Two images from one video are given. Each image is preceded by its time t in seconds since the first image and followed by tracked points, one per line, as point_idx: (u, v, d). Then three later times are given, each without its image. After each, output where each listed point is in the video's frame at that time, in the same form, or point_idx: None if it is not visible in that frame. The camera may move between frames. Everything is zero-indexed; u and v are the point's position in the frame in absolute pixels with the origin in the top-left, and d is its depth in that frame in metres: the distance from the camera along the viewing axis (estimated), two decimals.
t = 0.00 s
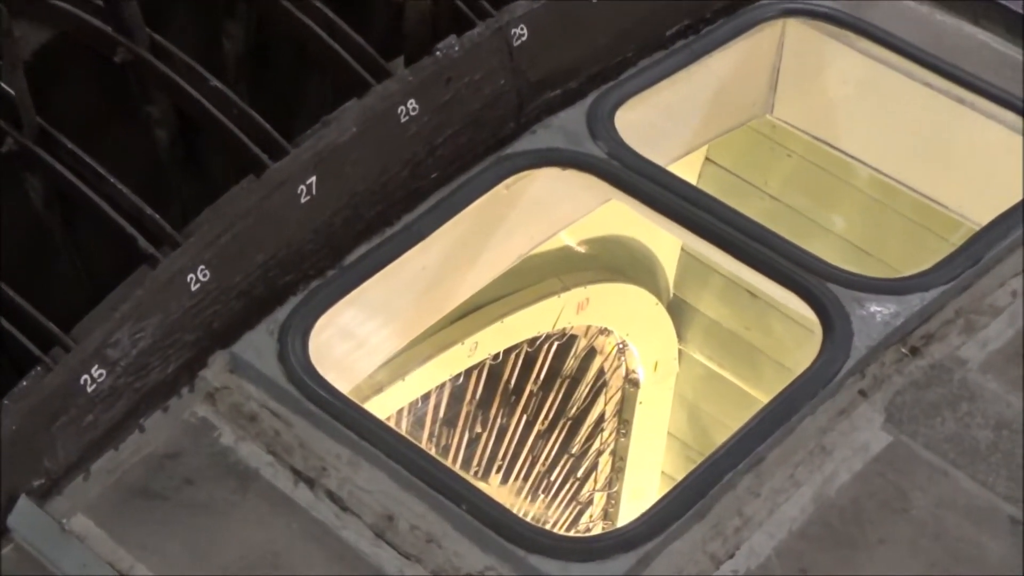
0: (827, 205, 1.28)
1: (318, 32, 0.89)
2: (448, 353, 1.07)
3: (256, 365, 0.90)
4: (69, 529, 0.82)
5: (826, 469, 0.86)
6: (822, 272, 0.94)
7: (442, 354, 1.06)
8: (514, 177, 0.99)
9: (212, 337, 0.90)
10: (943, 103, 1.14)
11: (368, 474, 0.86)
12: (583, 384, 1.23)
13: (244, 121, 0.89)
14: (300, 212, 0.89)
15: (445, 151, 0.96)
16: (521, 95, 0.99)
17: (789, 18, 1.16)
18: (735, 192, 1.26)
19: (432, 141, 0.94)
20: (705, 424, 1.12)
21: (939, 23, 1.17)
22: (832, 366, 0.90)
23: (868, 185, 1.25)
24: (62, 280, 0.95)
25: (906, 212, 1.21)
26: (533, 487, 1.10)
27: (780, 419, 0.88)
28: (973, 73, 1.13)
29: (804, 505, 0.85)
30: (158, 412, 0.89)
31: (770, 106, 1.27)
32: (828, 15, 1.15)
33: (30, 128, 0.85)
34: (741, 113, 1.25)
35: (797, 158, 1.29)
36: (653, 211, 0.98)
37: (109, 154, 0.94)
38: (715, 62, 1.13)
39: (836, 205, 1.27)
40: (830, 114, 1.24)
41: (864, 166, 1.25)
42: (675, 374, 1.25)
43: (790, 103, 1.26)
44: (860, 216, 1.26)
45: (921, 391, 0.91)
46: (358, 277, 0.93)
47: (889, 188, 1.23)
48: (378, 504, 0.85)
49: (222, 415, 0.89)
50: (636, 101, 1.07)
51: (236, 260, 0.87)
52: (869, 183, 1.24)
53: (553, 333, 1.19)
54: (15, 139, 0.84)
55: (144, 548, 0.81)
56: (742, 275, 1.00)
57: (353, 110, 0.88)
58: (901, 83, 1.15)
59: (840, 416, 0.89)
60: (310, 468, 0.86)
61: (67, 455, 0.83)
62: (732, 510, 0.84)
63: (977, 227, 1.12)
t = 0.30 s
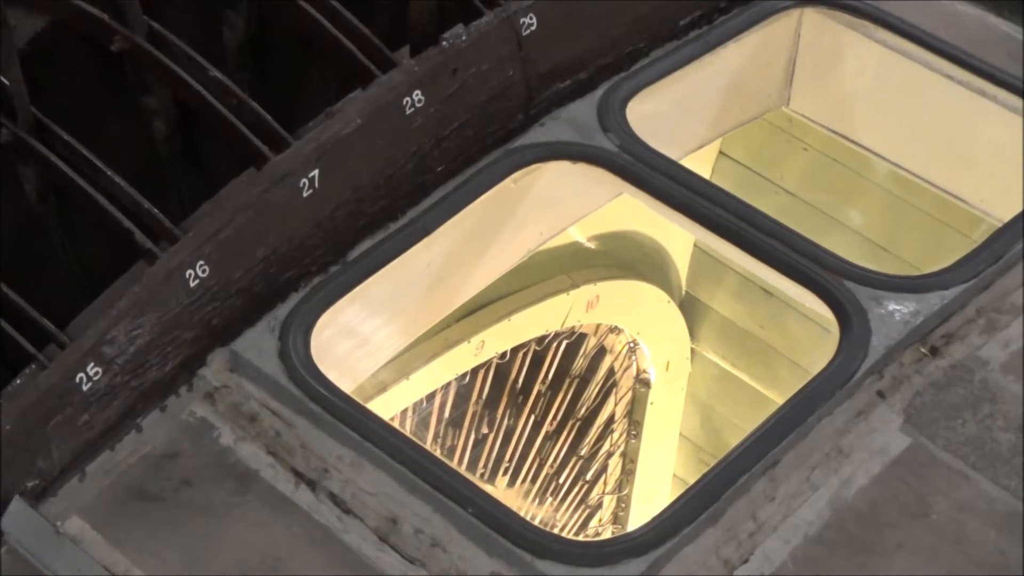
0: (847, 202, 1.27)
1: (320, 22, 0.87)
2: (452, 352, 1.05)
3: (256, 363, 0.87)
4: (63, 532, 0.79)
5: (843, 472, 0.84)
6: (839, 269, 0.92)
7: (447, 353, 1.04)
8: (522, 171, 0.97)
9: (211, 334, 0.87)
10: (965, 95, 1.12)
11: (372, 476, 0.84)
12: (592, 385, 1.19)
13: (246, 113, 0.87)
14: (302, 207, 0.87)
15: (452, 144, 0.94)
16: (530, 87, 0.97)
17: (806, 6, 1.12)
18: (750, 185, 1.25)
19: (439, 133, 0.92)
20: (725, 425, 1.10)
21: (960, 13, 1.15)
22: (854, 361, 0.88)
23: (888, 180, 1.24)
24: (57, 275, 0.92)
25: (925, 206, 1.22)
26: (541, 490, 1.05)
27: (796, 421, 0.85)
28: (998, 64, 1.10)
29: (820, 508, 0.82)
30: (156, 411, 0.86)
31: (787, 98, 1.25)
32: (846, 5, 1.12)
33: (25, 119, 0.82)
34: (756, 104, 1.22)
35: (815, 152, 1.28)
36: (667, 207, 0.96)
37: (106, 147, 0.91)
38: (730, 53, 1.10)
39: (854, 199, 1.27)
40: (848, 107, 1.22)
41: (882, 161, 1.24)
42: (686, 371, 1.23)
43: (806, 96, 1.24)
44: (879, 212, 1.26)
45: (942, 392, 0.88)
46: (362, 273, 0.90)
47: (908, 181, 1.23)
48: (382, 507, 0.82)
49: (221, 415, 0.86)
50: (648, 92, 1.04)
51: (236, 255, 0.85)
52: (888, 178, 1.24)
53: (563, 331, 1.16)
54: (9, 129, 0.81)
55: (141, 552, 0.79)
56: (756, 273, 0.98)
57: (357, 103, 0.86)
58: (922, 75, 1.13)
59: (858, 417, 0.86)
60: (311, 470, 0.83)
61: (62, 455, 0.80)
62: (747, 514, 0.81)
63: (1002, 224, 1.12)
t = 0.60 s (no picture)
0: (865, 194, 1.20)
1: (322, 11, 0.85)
2: (453, 351, 1.02)
3: (253, 361, 0.84)
4: (54, 535, 0.77)
5: (858, 472, 0.81)
6: (850, 263, 0.89)
7: (450, 351, 1.01)
8: (526, 163, 0.94)
9: (207, 331, 0.85)
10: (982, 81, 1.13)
11: (373, 478, 0.81)
12: (600, 383, 1.13)
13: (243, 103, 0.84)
14: (300, 200, 0.84)
15: (455, 135, 0.91)
16: (535, 76, 0.94)
17: None
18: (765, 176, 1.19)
19: (441, 124, 0.89)
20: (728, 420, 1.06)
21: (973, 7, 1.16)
22: (871, 358, 0.85)
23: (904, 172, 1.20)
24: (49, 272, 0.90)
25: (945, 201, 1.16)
26: (547, 491, 0.99)
27: (811, 418, 0.82)
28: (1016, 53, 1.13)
29: (834, 510, 0.79)
30: (150, 411, 0.83)
31: (800, 89, 1.22)
32: None
33: (15, 110, 0.80)
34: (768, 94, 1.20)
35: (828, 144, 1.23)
36: (676, 199, 0.93)
37: (99, 141, 0.89)
38: (742, 40, 1.07)
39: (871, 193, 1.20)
40: (862, 100, 1.20)
41: (898, 154, 1.20)
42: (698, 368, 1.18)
43: (820, 87, 1.21)
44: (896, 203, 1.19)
45: (960, 390, 0.85)
46: (362, 268, 0.88)
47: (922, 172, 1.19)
48: (383, 509, 0.80)
49: (217, 414, 0.83)
50: (657, 81, 1.01)
51: (233, 249, 0.82)
52: (906, 171, 1.20)
53: (569, 328, 1.11)
54: None
55: (136, 555, 0.76)
56: (768, 267, 0.95)
57: (357, 93, 0.83)
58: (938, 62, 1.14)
59: (874, 416, 0.83)
60: (310, 471, 0.81)
61: (53, 456, 0.78)
62: (759, 516, 0.79)
63: None
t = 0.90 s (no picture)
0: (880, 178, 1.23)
1: None
2: (459, 341, 1.00)
3: (249, 353, 0.82)
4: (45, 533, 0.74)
5: (873, 467, 0.78)
6: (864, 250, 0.86)
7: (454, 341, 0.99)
8: (531, 149, 0.92)
9: (202, 322, 0.82)
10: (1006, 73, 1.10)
11: (373, 472, 0.78)
12: (607, 375, 1.12)
13: (240, 87, 0.82)
14: (297, 186, 0.82)
15: (457, 120, 0.89)
16: (540, 58, 0.92)
17: None
18: (779, 159, 1.22)
19: (444, 108, 0.87)
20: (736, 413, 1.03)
21: None
22: (887, 350, 0.82)
23: (919, 155, 1.22)
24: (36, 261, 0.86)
25: (963, 186, 1.17)
26: (552, 487, 0.97)
27: (824, 411, 0.80)
28: None
29: (849, 506, 0.77)
30: (143, 403, 0.81)
31: (814, 69, 1.21)
32: None
33: (3, 93, 0.77)
34: (778, 77, 1.17)
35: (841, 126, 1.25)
36: (685, 183, 0.91)
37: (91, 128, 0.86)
38: (753, 22, 1.05)
39: (886, 178, 1.22)
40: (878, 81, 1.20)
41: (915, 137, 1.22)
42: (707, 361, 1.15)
43: (834, 69, 1.20)
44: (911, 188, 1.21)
45: (979, 382, 0.83)
46: (362, 257, 0.85)
47: (942, 158, 1.20)
48: (384, 505, 0.77)
49: (213, 408, 0.81)
50: (666, 64, 0.99)
51: (228, 237, 0.80)
52: (921, 154, 1.22)
53: (575, 318, 1.10)
54: None
55: (128, 553, 0.74)
56: (781, 254, 0.92)
57: (356, 75, 0.81)
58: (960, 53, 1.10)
59: (890, 409, 0.81)
60: (309, 466, 0.78)
61: (44, 451, 0.75)
62: (771, 512, 0.76)
63: None
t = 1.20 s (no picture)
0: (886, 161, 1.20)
1: None
2: (455, 329, 0.97)
3: (237, 342, 0.79)
4: (27, 528, 0.72)
5: (880, 459, 0.76)
6: (867, 234, 0.84)
7: (449, 329, 0.97)
8: (528, 132, 0.89)
9: (189, 311, 0.79)
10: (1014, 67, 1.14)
11: (366, 466, 0.76)
12: (607, 364, 1.09)
13: (228, 70, 0.80)
14: (286, 169, 0.79)
15: (452, 102, 0.86)
16: (537, 38, 0.89)
17: None
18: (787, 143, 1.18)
19: (438, 90, 0.84)
20: (739, 405, 1.01)
21: None
22: (894, 339, 0.79)
23: (928, 138, 1.21)
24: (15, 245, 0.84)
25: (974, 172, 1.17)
26: (550, 479, 0.94)
27: (828, 402, 0.77)
28: None
29: (856, 499, 0.75)
30: (128, 396, 0.78)
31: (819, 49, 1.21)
32: None
33: None
34: (776, 63, 1.17)
35: (847, 107, 1.23)
36: (685, 166, 0.89)
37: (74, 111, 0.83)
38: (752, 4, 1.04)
39: (891, 160, 1.20)
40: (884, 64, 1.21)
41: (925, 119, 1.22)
42: (709, 354, 1.13)
43: (841, 49, 1.20)
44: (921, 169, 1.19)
45: (988, 371, 0.81)
46: (354, 243, 0.83)
47: (953, 141, 1.19)
48: (377, 499, 0.75)
49: (200, 399, 0.78)
50: (665, 45, 0.97)
51: (216, 223, 0.77)
52: (931, 136, 1.21)
53: (574, 307, 1.08)
54: None
55: (113, 549, 0.71)
56: (784, 240, 0.90)
57: (348, 56, 0.79)
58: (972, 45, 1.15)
59: (898, 399, 0.78)
60: (299, 459, 0.76)
61: (28, 446, 0.72)
62: (776, 505, 0.74)
63: None
